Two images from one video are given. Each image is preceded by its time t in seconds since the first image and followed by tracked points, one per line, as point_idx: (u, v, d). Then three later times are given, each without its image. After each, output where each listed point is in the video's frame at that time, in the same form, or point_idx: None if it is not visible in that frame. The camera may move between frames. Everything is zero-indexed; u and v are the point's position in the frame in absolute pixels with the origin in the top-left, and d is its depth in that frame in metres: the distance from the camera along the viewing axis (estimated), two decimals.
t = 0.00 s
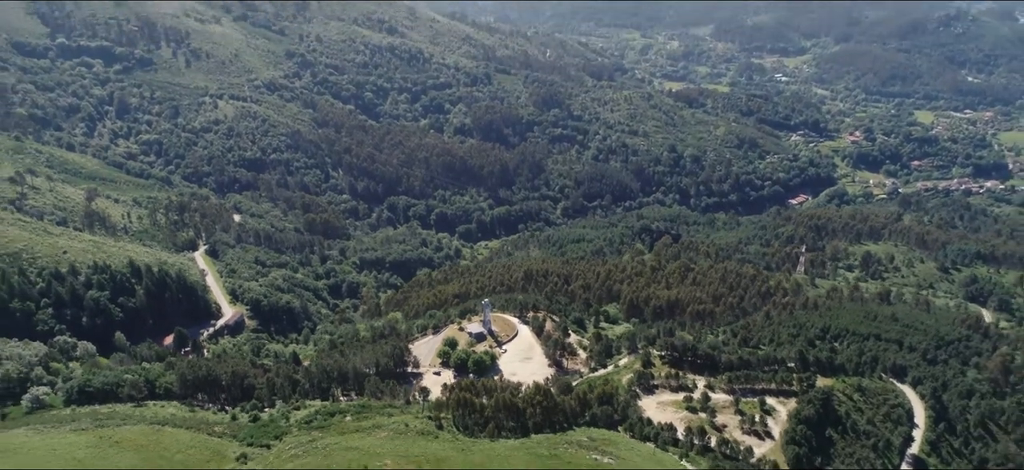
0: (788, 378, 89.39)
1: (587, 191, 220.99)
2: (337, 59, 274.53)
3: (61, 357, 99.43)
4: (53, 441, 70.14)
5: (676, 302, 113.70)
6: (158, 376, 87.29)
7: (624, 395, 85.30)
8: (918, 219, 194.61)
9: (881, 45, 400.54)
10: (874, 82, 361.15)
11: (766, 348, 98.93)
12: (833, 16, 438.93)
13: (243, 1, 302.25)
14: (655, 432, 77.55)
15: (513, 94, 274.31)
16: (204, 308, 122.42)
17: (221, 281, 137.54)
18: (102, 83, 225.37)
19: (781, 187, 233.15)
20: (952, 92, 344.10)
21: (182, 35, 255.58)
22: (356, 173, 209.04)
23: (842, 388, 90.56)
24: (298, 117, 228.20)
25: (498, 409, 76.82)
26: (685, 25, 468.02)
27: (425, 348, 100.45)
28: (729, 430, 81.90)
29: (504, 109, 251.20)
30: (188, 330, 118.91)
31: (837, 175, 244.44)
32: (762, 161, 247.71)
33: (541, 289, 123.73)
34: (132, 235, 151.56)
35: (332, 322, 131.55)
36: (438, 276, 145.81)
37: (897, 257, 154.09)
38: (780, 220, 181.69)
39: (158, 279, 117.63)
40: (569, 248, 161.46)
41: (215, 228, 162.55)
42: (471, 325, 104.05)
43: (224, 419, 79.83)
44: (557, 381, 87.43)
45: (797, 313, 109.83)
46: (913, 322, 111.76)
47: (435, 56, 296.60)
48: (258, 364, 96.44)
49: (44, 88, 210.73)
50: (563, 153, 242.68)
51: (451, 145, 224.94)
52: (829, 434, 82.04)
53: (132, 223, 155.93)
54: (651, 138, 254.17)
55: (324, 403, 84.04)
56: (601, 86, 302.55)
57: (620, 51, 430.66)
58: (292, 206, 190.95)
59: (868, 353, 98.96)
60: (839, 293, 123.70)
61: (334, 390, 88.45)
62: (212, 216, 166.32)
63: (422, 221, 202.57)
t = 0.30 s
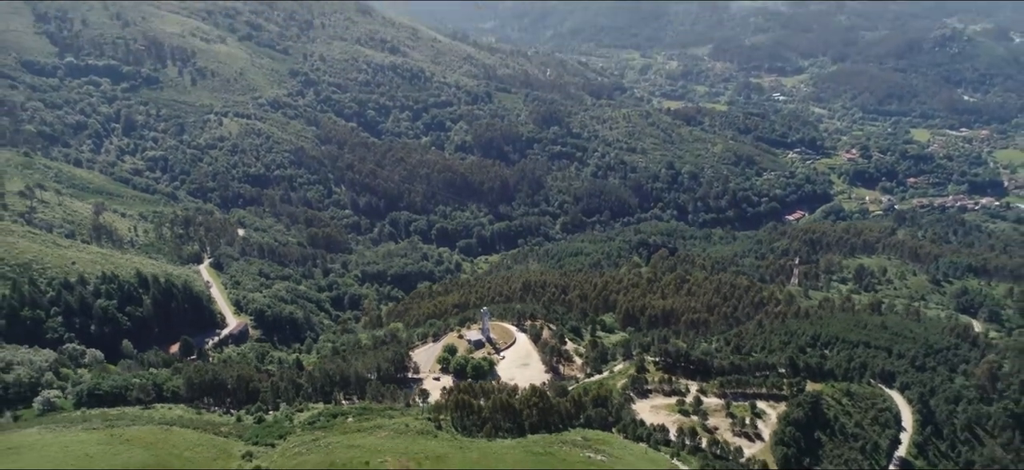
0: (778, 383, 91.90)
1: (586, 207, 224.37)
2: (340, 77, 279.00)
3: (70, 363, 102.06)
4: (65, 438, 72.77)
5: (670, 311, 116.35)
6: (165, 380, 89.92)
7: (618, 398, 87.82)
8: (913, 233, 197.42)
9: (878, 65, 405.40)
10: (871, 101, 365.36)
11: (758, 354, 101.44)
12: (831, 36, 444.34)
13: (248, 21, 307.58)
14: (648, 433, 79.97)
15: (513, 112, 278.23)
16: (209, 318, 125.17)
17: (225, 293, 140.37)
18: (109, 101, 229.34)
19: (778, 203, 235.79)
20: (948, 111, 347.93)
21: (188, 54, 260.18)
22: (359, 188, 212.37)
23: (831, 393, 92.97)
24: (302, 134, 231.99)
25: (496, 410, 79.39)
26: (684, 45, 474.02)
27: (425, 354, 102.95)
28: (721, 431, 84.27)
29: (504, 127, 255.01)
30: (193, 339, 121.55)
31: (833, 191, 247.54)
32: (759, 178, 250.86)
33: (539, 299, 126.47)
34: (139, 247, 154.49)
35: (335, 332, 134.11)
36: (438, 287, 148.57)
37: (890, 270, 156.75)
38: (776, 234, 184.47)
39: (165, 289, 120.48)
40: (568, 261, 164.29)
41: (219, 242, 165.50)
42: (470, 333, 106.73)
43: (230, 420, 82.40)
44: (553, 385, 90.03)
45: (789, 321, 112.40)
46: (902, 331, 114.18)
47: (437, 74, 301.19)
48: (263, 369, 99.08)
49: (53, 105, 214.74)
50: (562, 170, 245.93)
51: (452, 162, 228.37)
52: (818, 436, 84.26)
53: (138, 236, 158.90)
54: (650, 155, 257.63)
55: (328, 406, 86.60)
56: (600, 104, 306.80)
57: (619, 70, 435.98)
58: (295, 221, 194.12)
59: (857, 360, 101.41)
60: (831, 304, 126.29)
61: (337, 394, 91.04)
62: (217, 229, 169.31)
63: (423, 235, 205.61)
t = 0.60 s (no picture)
0: (769, 388, 94.36)
1: (585, 223, 227.33)
2: (343, 96, 283.21)
3: (79, 369, 104.50)
4: (76, 438, 75.24)
5: (665, 320, 118.93)
6: (172, 384, 92.51)
7: (613, 402, 90.25)
8: (907, 248, 199.99)
9: (874, 84, 410.01)
10: (868, 119, 369.12)
11: (750, 361, 103.95)
12: (828, 56, 449.46)
13: (252, 41, 312.59)
14: (641, 435, 82.30)
15: (514, 129, 281.90)
16: (214, 328, 127.93)
17: (229, 304, 143.16)
18: (116, 118, 233.15)
19: (775, 219, 238.37)
20: (944, 129, 351.42)
21: (193, 73, 264.53)
22: (360, 204, 215.55)
23: (821, 398, 95.32)
24: (305, 151, 235.56)
25: (493, 412, 81.93)
26: (683, 65, 479.49)
27: (425, 362, 105.34)
28: (713, 434, 86.53)
29: (504, 145, 258.59)
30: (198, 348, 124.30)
31: (829, 208, 250.36)
32: (756, 194, 253.79)
33: (537, 309, 129.14)
34: (144, 261, 157.33)
35: (336, 342, 136.62)
36: (438, 300, 151.21)
37: (883, 283, 159.10)
38: (771, 249, 187.06)
39: (171, 299, 123.25)
40: (566, 274, 166.99)
41: (224, 255, 168.24)
42: (469, 341, 109.33)
43: (235, 422, 84.95)
44: (550, 390, 92.49)
45: (781, 331, 114.93)
46: (893, 341, 116.45)
47: (438, 93, 305.52)
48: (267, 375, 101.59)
49: (61, 123, 218.51)
50: (562, 187, 249.01)
51: (452, 178, 231.62)
52: (808, 439, 86.31)
53: (144, 250, 161.67)
54: (648, 173, 260.80)
55: (330, 409, 89.14)
56: (600, 123, 310.73)
57: (619, 90, 440.90)
58: (298, 236, 197.12)
59: (846, 367, 103.85)
60: (823, 315, 128.68)
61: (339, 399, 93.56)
62: (221, 243, 172.07)
63: (424, 250, 208.47)
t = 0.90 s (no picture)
0: (760, 395, 96.83)
1: (584, 239, 230.33)
2: (346, 114, 287.27)
3: (87, 377, 107.14)
4: (87, 439, 78.04)
5: (661, 331, 121.56)
6: (178, 390, 95.23)
7: (607, 407, 92.82)
8: (902, 264, 202.54)
9: (872, 104, 414.19)
10: (865, 139, 372.61)
11: (742, 369, 106.45)
12: (826, 76, 454.27)
13: (257, 61, 317.47)
14: (634, 439, 84.75)
15: (514, 148, 285.63)
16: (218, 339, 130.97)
17: (233, 316, 146.06)
18: (122, 136, 236.97)
19: (772, 236, 240.69)
20: (941, 148, 354.58)
21: (199, 92, 268.79)
22: (363, 220, 218.85)
23: (811, 405, 97.71)
24: (308, 168, 239.08)
25: (491, 416, 84.55)
26: (682, 85, 484.45)
27: (425, 370, 107.84)
28: (705, 439, 88.98)
29: (505, 163, 262.26)
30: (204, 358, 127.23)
31: (826, 225, 253.29)
32: (753, 211, 256.71)
33: (536, 321, 131.83)
34: (150, 274, 160.20)
35: (338, 353, 139.28)
36: (439, 312, 153.94)
37: (876, 297, 161.57)
38: (767, 265, 189.69)
39: (178, 311, 126.27)
40: (564, 288, 169.73)
41: (228, 269, 171.18)
42: (469, 350, 111.89)
43: (240, 426, 87.60)
44: (547, 396, 95.06)
45: (774, 341, 117.51)
46: (884, 351, 118.84)
47: (440, 112, 309.64)
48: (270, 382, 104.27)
49: (68, 141, 222.36)
50: (561, 203, 252.07)
51: (453, 195, 234.95)
52: (797, 444, 88.63)
53: (150, 264, 164.65)
54: (647, 190, 264.04)
55: (333, 414, 91.80)
56: (599, 141, 314.46)
57: (619, 109, 445.37)
58: (301, 251, 200.16)
59: (836, 376, 106.32)
60: (816, 326, 131.16)
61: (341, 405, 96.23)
62: (225, 257, 175.06)
63: (425, 265, 211.33)
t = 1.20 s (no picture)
0: (754, 403, 98.93)
1: (584, 254, 232.95)
2: (349, 132, 290.99)
3: (95, 385, 109.26)
4: (97, 442, 80.30)
5: (657, 342, 123.82)
6: (184, 397, 97.47)
7: (603, 414, 95.05)
8: (898, 279, 204.72)
9: (869, 122, 417.65)
10: (863, 157, 375.64)
11: (736, 378, 108.65)
12: (823, 95, 458.75)
13: (261, 79, 321.96)
14: (629, 444, 86.88)
15: (515, 165, 288.96)
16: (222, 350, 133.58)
17: (237, 329, 148.53)
18: (128, 153, 240.29)
19: (770, 252, 242.47)
20: (938, 166, 357.51)
21: (204, 110, 272.71)
22: (365, 236, 221.62)
23: (803, 413, 99.80)
24: (311, 184, 242.23)
25: (489, 422, 86.84)
26: (681, 104, 488.91)
27: (426, 379, 110.11)
28: (698, 445, 91.15)
29: (505, 180, 265.52)
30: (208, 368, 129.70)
31: (823, 241, 255.81)
32: (751, 228, 259.30)
33: (534, 332, 134.17)
34: (155, 287, 162.61)
35: (340, 364, 141.53)
36: (439, 325, 156.30)
37: (871, 310, 163.64)
38: (764, 279, 191.96)
39: (183, 322, 128.94)
40: (563, 302, 172.04)
41: (232, 283, 173.65)
42: (468, 360, 114.25)
43: (244, 431, 89.88)
44: (545, 403, 97.32)
45: (767, 352, 119.75)
46: (876, 362, 120.81)
47: (441, 130, 313.41)
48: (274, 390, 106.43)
49: (75, 157, 225.80)
50: (561, 219, 254.67)
51: (454, 212, 237.94)
52: (789, 450, 90.58)
53: (155, 277, 167.15)
54: (646, 207, 266.91)
55: (335, 420, 94.09)
56: (598, 159, 317.86)
57: (619, 128, 449.47)
58: (304, 266, 202.76)
59: (828, 385, 108.49)
60: (810, 338, 133.22)
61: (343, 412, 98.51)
62: (228, 271, 177.57)
63: (426, 280, 213.89)
